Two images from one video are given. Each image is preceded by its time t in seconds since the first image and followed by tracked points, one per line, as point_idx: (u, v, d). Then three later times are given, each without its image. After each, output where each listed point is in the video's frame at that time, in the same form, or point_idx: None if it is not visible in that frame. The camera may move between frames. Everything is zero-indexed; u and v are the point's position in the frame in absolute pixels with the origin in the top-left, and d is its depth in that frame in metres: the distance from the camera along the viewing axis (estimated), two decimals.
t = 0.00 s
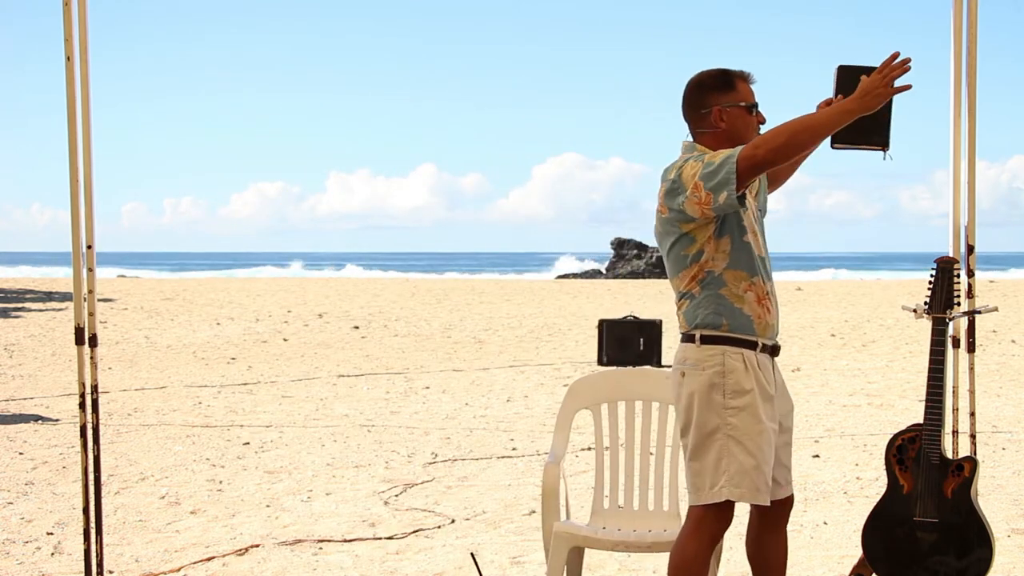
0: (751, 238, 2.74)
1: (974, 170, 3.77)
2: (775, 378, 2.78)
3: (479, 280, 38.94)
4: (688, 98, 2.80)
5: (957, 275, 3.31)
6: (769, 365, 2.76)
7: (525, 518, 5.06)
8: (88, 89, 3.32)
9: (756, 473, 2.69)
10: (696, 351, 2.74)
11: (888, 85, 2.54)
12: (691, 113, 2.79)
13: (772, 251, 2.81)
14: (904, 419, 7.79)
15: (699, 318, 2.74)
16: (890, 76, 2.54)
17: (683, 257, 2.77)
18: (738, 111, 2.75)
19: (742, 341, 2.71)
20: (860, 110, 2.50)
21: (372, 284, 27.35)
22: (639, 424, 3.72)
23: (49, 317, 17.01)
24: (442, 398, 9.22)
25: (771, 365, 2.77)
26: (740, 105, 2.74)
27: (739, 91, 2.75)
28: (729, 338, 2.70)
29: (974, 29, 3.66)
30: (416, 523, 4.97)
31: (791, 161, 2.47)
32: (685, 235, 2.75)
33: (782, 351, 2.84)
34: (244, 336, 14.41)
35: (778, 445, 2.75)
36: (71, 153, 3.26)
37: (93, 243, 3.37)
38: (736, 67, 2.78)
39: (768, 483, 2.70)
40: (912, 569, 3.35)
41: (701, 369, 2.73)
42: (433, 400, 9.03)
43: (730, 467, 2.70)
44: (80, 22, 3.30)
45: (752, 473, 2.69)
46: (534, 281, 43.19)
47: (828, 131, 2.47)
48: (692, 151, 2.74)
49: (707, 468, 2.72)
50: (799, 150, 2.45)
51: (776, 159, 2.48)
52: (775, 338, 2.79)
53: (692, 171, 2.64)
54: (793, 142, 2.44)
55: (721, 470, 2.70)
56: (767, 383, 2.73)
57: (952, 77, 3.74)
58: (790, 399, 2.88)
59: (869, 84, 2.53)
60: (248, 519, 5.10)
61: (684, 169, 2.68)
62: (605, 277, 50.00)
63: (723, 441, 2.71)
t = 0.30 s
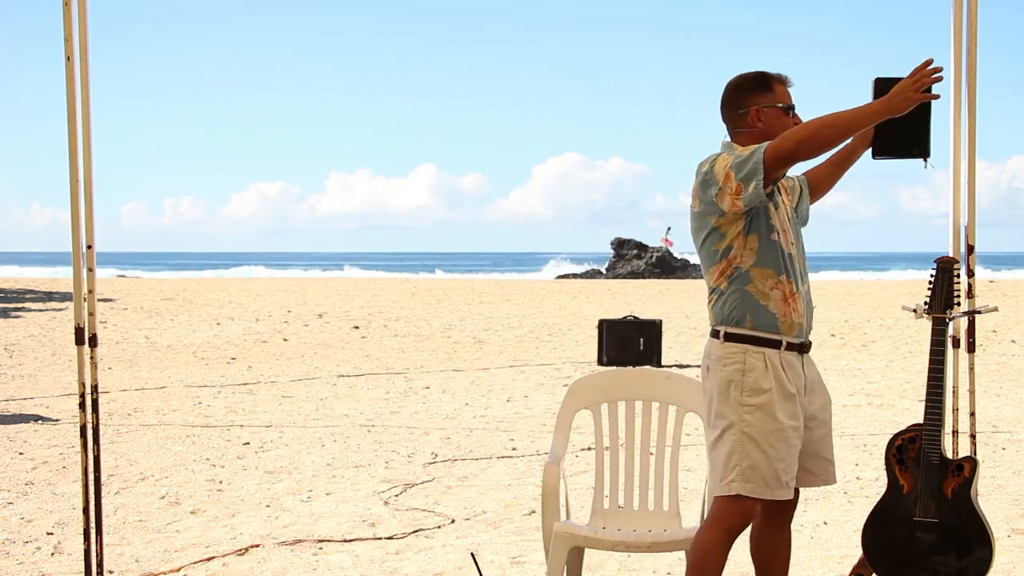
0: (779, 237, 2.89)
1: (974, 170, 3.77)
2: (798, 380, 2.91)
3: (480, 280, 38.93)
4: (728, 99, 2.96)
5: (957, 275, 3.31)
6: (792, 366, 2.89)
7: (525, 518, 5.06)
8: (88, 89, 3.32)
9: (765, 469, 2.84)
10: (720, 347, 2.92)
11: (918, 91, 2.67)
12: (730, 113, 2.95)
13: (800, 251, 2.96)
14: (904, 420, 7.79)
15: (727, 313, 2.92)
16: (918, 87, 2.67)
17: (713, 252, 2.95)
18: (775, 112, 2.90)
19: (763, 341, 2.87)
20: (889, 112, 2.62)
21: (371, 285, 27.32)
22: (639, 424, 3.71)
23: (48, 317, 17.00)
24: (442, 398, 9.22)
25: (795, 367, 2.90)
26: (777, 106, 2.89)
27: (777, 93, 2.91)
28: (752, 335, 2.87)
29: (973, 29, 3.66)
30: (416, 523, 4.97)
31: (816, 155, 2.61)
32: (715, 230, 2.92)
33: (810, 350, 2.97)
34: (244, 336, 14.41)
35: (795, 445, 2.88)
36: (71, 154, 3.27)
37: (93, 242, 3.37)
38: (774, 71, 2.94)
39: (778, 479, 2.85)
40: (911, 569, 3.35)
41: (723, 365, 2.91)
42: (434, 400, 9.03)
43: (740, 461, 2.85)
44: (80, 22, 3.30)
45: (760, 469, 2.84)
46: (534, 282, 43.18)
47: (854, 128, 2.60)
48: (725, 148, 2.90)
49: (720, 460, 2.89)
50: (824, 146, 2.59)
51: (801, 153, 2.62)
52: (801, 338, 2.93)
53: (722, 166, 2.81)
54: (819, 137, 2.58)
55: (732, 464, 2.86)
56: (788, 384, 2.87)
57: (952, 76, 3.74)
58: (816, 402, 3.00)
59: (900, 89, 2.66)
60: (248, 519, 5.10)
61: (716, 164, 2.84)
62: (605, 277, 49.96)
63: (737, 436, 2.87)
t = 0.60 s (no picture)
0: (791, 235, 2.88)
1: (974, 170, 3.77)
2: (808, 377, 2.91)
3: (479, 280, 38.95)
4: (745, 100, 2.97)
5: (957, 275, 3.31)
6: (802, 364, 2.90)
7: (525, 518, 5.06)
8: (88, 89, 3.32)
9: (773, 466, 2.85)
10: (730, 344, 2.93)
11: (934, 99, 2.72)
12: (747, 113, 2.96)
13: (812, 250, 2.95)
14: (904, 419, 7.79)
15: (736, 310, 2.92)
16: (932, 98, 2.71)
17: (724, 248, 2.95)
18: (791, 112, 2.90)
19: (773, 338, 2.88)
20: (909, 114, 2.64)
21: (371, 284, 27.33)
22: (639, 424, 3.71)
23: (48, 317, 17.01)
24: (442, 398, 9.22)
25: (804, 366, 2.90)
26: (793, 107, 2.90)
27: (793, 95, 2.92)
28: (761, 332, 2.88)
29: (974, 29, 3.66)
30: (416, 523, 4.98)
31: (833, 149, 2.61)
32: (726, 227, 2.93)
33: (822, 349, 2.96)
34: (244, 336, 14.41)
35: (804, 443, 2.88)
36: (71, 154, 3.27)
37: (93, 242, 3.37)
38: (792, 73, 2.95)
39: (786, 476, 2.85)
40: (911, 569, 3.35)
41: (732, 363, 2.92)
42: (434, 400, 9.03)
43: (748, 458, 2.87)
44: (80, 22, 3.30)
45: (769, 466, 2.85)
46: (534, 281, 43.20)
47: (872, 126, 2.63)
48: (740, 144, 2.91)
49: (728, 457, 2.91)
50: (839, 140, 2.60)
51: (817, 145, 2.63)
52: (813, 335, 2.92)
53: (733, 161, 2.82)
54: (838, 127, 2.59)
55: (739, 460, 2.87)
56: (796, 381, 2.88)
57: (953, 77, 3.74)
58: (825, 400, 3.00)
59: (916, 96, 2.71)
60: (247, 519, 5.10)
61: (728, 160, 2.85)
62: (605, 277, 49.96)
63: (745, 433, 2.88)
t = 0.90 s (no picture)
0: (795, 234, 2.89)
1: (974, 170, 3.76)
2: (817, 377, 2.91)
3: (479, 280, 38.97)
4: (745, 100, 2.97)
5: (957, 275, 3.31)
6: (811, 364, 2.89)
7: (525, 518, 5.06)
8: (87, 89, 3.32)
9: (784, 466, 2.85)
10: (738, 345, 2.94)
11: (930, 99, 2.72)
12: (747, 114, 2.96)
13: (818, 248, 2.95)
14: (904, 419, 7.80)
15: (744, 312, 2.93)
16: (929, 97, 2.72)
17: (729, 251, 2.95)
18: (791, 113, 2.90)
19: (782, 338, 2.87)
20: (908, 113, 2.65)
21: (371, 284, 27.32)
22: (639, 424, 3.71)
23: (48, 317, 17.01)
24: (442, 398, 9.22)
25: (813, 365, 2.90)
26: (793, 108, 2.90)
27: (794, 96, 2.92)
28: (769, 333, 2.88)
29: (974, 29, 3.66)
30: (416, 523, 4.98)
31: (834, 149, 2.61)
32: (730, 229, 2.93)
33: (831, 348, 2.96)
34: (244, 336, 14.40)
35: (815, 443, 2.88)
36: (71, 155, 3.27)
37: (93, 242, 3.37)
38: (793, 74, 2.95)
39: (797, 477, 2.85)
40: (911, 569, 3.35)
41: (740, 364, 2.92)
42: (434, 400, 9.03)
43: (758, 459, 2.88)
44: (80, 22, 3.30)
45: (779, 466, 2.86)
46: (534, 281, 43.20)
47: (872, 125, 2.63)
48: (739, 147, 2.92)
49: (738, 458, 2.92)
50: (841, 138, 2.60)
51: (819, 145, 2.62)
52: (821, 334, 2.92)
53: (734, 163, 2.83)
54: (841, 126, 2.58)
55: (749, 461, 2.88)
56: (806, 381, 2.87)
57: (953, 76, 3.74)
58: (834, 400, 3.00)
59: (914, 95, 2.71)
60: (247, 519, 5.10)
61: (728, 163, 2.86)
62: (605, 277, 49.96)
63: (755, 434, 2.89)
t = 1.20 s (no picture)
0: (799, 233, 2.89)
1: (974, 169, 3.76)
2: (817, 376, 2.91)
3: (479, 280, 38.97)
4: (750, 99, 2.97)
5: (957, 275, 3.31)
6: (811, 363, 2.89)
7: (525, 518, 5.06)
8: (88, 90, 3.32)
9: (783, 465, 2.85)
10: (738, 343, 2.94)
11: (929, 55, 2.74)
12: (752, 112, 2.95)
13: (819, 247, 2.96)
14: (904, 419, 7.80)
15: (745, 309, 2.92)
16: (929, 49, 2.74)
17: (733, 247, 2.94)
18: (795, 115, 2.90)
19: (782, 338, 2.88)
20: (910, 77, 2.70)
21: (371, 284, 27.33)
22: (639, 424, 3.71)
23: (48, 317, 17.01)
24: (442, 398, 9.23)
25: (813, 364, 2.90)
26: (797, 110, 2.90)
27: (799, 98, 2.92)
28: (770, 332, 2.88)
29: (974, 29, 3.66)
30: (416, 523, 4.98)
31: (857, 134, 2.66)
32: (736, 225, 2.91)
33: (831, 348, 2.96)
34: (243, 336, 14.40)
35: (814, 442, 2.88)
36: (71, 155, 3.27)
37: (93, 242, 3.37)
38: (798, 75, 2.94)
39: (796, 475, 2.85)
40: (911, 569, 3.35)
41: (741, 363, 2.93)
42: (434, 400, 9.03)
43: (757, 458, 2.87)
44: (80, 22, 3.30)
45: (778, 465, 2.85)
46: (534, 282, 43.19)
47: (887, 104, 2.67)
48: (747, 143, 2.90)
49: (737, 457, 2.91)
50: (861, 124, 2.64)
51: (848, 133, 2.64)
52: (821, 334, 2.92)
53: (750, 155, 2.80)
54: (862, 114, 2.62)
55: (749, 459, 2.88)
56: (806, 381, 2.87)
57: (953, 77, 3.74)
58: (833, 400, 3.00)
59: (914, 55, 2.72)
60: (247, 519, 5.10)
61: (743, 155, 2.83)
62: (605, 277, 49.94)
63: (754, 432, 2.89)
